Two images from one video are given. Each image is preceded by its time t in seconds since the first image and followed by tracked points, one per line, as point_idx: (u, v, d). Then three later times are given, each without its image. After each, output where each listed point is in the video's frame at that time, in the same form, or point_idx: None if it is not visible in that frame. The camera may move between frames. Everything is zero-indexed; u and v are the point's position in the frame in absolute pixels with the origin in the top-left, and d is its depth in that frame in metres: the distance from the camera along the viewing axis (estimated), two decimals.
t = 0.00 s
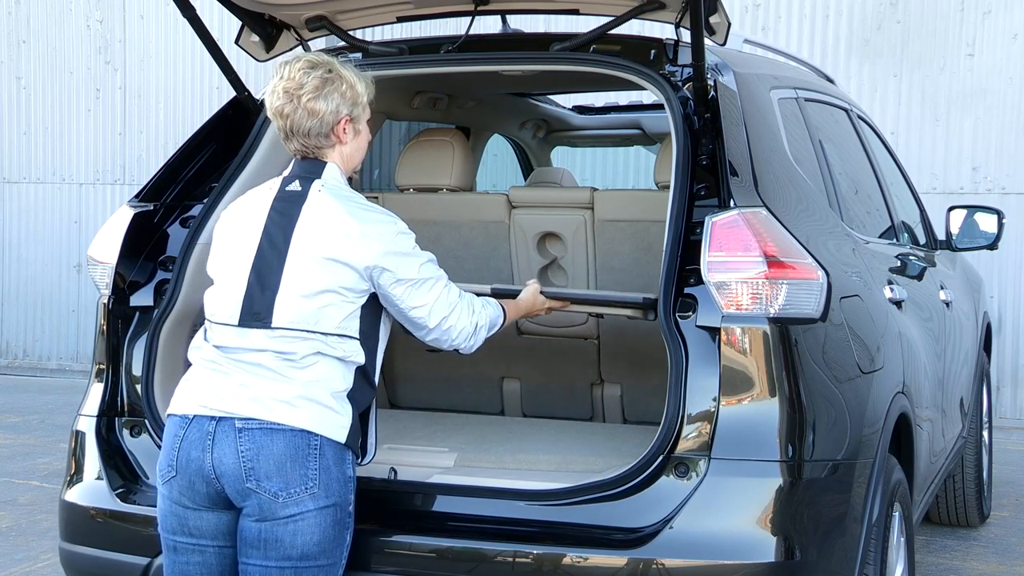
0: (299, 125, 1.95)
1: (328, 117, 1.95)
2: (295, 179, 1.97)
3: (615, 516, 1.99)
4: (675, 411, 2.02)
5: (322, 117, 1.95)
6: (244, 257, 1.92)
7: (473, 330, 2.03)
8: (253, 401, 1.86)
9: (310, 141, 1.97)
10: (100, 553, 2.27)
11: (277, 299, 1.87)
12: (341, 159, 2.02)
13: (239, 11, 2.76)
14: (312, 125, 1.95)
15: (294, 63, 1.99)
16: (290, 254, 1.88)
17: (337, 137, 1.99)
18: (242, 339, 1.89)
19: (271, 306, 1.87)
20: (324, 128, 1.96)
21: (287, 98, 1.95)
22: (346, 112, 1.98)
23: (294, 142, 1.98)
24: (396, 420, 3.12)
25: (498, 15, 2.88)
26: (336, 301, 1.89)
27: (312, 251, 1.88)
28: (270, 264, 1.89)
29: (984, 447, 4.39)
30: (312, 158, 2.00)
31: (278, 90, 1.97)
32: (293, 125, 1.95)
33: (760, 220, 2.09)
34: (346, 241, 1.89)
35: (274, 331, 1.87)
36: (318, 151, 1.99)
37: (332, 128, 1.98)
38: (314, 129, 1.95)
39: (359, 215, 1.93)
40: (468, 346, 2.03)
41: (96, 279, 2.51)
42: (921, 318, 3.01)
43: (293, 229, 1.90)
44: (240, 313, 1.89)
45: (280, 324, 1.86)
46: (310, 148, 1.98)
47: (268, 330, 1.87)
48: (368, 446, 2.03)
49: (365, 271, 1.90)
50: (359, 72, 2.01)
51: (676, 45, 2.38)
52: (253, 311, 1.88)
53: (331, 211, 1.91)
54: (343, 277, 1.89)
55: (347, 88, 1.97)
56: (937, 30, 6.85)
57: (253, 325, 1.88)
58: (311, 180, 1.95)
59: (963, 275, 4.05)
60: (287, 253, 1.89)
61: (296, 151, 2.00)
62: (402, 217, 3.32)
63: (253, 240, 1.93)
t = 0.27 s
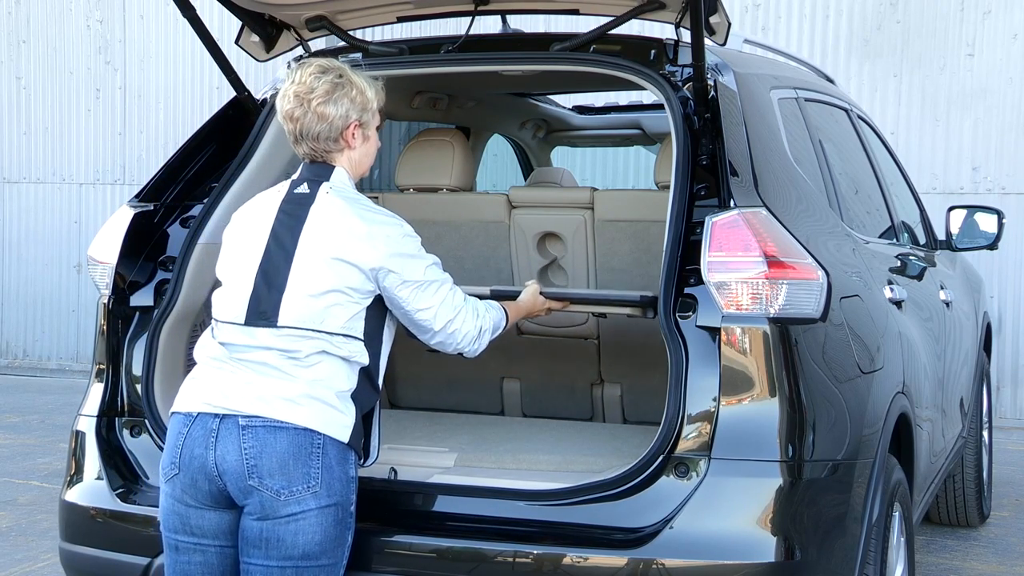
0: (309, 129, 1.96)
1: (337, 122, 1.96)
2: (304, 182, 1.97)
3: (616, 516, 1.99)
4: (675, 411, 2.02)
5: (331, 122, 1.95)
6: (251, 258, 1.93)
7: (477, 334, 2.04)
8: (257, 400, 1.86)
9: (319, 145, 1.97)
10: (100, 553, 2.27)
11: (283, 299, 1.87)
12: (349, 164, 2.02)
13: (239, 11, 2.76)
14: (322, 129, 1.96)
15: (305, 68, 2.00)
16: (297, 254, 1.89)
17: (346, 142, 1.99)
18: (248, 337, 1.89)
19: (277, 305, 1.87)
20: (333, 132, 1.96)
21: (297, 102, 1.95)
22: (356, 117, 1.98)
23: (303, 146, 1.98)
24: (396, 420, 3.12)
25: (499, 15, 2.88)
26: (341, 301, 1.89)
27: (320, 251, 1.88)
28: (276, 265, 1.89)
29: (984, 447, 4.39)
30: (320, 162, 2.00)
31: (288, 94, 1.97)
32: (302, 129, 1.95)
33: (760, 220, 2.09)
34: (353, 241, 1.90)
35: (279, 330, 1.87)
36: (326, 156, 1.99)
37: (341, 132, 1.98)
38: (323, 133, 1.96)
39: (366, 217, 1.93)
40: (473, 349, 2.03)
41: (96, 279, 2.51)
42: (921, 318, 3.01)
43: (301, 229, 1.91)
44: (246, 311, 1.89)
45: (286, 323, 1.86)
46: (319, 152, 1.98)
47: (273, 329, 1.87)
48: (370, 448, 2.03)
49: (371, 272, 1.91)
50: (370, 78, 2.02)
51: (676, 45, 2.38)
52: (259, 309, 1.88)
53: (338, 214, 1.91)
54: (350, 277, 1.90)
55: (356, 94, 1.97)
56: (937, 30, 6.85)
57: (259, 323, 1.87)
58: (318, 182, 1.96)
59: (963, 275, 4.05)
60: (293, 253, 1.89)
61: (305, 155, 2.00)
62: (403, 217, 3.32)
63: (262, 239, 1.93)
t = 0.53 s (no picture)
0: (310, 131, 1.96)
1: (339, 123, 1.96)
2: (305, 183, 1.97)
3: (615, 516, 1.99)
4: (674, 411, 2.02)
5: (332, 123, 1.95)
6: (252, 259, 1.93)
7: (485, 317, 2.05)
8: (256, 400, 1.86)
9: (321, 146, 1.97)
10: (100, 553, 2.27)
11: (284, 299, 1.87)
12: (350, 165, 2.02)
13: (239, 11, 2.76)
14: (323, 131, 1.96)
15: (307, 69, 2.00)
16: (299, 255, 1.89)
17: (348, 144, 1.99)
18: (247, 337, 1.89)
19: (278, 305, 1.87)
20: (334, 134, 1.96)
21: (298, 103, 1.95)
22: (357, 119, 1.98)
23: (304, 146, 1.98)
24: (396, 420, 3.12)
25: (499, 15, 2.88)
26: (344, 301, 1.89)
27: (322, 252, 1.89)
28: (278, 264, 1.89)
29: (984, 447, 4.39)
30: (321, 163, 2.00)
31: (290, 94, 1.97)
32: (304, 130, 1.95)
33: (760, 220, 2.09)
34: (355, 242, 1.90)
35: (280, 329, 1.87)
36: (328, 157, 1.99)
37: (343, 134, 1.98)
38: (324, 134, 1.96)
39: (367, 217, 1.94)
40: (483, 335, 2.04)
41: (96, 279, 2.51)
42: (921, 318, 3.01)
43: (303, 230, 1.91)
44: (246, 310, 1.89)
45: (287, 323, 1.86)
46: (320, 153, 1.98)
47: (274, 328, 1.87)
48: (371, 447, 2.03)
49: (375, 271, 1.91)
50: (372, 80, 2.02)
51: (676, 45, 2.37)
52: (260, 309, 1.88)
53: (341, 214, 1.92)
54: (352, 277, 1.90)
55: (358, 96, 1.97)
56: (937, 30, 6.85)
57: (260, 323, 1.88)
58: (319, 183, 1.96)
59: (963, 275, 4.05)
60: (296, 253, 1.89)
61: (306, 156, 2.00)
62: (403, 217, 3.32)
63: (262, 239, 1.93)
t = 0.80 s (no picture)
0: (315, 131, 1.96)
1: (343, 124, 1.95)
2: (310, 183, 1.97)
3: (615, 516, 1.99)
4: (675, 411, 2.02)
5: (337, 124, 1.95)
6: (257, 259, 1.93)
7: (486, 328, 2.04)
8: (259, 400, 1.86)
9: (325, 146, 1.97)
10: (100, 553, 2.27)
11: (288, 299, 1.87)
12: (355, 167, 2.02)
13: (239, 11, 2.76)
14: (327, 131, 1.95)
15: (314, 70, 2.00)
16: (304, 255, 1.89)
17: (352, 145, 1.99)
18: (251, 336, 1.89)
19: (283, 304, 1.87)
20: (339, 134, 1.96)
21: (303, 103, 1.95)
22: (361, 120, 1.97)
23: (309, 147, 1.98)
24: (396, 420, 3.11)
25: (498, 15, 2.88)
26: (348, 301, 1.89)
27: (327, 253, 1.89)
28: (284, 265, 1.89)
29: (984, 447, 4.39)
30: (326, 164, 2.00)
31: (296, 94, 1.97)
32: (308, 130, 1.95)
33: (760, 220, 2.09)
34: (359, 242, 1.90)
35: (285, 329, 1.87)
36: (332, 157, 1.99)
37: (347, 135, 1.98)
38: (328, 135, 1.95)
39: (371, 218, 1.94)
40: (482, 343, 2.03)
41: (96, 279, 2.51)
42: (921, 318, 3.01)
43: (308, 231, 1.91)
44: (250, 310, 1.90)
45: (291, 323, 1.87)
46: (324, 153, 1.98)
47: (278, 328, 1.87)
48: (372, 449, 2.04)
49: (376, 272, 1.91)
50: (378, 82, 2.01)
51: (676, 45, 2.37)
52: (264, 308, 1.88)
53: (345, 215, 1.92)
54: (357, 279, 1.90)
55: (363, 97, 1.97)
56: (937, 30, 6.85)
57: (264, 322, 1.88)
58: (324, 184, 1.96)
59: (963, 275, 4.05)
60: (300, 253, 1.89)
61: (310, 157, 2.01)
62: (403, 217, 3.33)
63: (266, 238, 1.94)
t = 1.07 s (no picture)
0: (313, 129, 1.96)
1: (341, 122, 1.95)
2: (310, 183, 1.97)
3: (616, 516, 1.99)
4: (675, 412, 2.02)
5: (334, 122, 1.95)
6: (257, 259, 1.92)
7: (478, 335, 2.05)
8: (260, 401, 1.86)
9: (323, 144, 1.97)
10: (100, 553, 2.27)
11: (290, 299, 1.87)
12: (354, 166, 2.02)
13: (239, 11, 2.76)
14: (325, 129, 1.95)
15: (315, 68, 2.00)
16: (304, 256, 1.89)
17: (350, 143, 1.99)
18: (253, 336, 1.89)
19: (284, 305, 1.87)
20: (337, 132, 1.96)
21: (303, 101, 1.96)
22: (360, 119, 1.97)
23: (308, 145, 1.98)
24: (396, 420, 3.11)
25: (498, 15, 2.88)
26: (350, 303, 1.89)
27: (330, 253, 1.89)
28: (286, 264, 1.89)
29: (984, 447, 4.39)
30: (324, 163, 2.00)
31: (296, 93, 1.98)
32: (306, 128, 1.96)
33: (760, 220, 2.09)
34: (360, 242, 1.90)
35: (286, 329, 1.87)
36: (330, 156, 1.99)
37: (345, 133, 1.97)
38: (326, 133, 1.96)
39: (373, 219, 1.94)
40: (473, 350, 2.04)
41: (96, 279, 2.51)
42: (921, 318, 3.01)
43: (308, 231, 1.90)
44: (251, 310, 1.89)
45: (292, 323, 1.86)
46: (322, 151, 1.98)
47: (279, 328, 1.87)
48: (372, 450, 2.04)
49: (378, 273, 1.91)
50: (379, 82, 2.01)
51: (676, 45, 2.37)
52: (265, 308, 1.88)
53: (346, 215, 1.92)
54: (360, 279, 1.90)
55: (362, 96, 1.97)
56: (937, 30, 6.85)
57: (265, 322, 1.88)
58: (324, 183, 1.96)
59: (963, 275, 4.05)
60: (300, 253, 1.89)
61: (310, 155, 2.01)
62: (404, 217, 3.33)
63: (267, 238, 1.93)
